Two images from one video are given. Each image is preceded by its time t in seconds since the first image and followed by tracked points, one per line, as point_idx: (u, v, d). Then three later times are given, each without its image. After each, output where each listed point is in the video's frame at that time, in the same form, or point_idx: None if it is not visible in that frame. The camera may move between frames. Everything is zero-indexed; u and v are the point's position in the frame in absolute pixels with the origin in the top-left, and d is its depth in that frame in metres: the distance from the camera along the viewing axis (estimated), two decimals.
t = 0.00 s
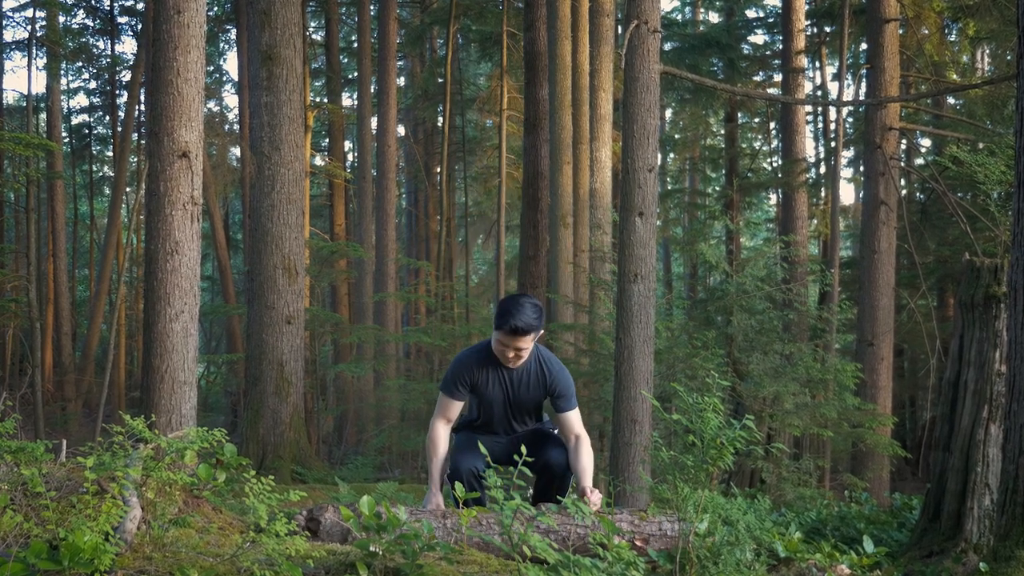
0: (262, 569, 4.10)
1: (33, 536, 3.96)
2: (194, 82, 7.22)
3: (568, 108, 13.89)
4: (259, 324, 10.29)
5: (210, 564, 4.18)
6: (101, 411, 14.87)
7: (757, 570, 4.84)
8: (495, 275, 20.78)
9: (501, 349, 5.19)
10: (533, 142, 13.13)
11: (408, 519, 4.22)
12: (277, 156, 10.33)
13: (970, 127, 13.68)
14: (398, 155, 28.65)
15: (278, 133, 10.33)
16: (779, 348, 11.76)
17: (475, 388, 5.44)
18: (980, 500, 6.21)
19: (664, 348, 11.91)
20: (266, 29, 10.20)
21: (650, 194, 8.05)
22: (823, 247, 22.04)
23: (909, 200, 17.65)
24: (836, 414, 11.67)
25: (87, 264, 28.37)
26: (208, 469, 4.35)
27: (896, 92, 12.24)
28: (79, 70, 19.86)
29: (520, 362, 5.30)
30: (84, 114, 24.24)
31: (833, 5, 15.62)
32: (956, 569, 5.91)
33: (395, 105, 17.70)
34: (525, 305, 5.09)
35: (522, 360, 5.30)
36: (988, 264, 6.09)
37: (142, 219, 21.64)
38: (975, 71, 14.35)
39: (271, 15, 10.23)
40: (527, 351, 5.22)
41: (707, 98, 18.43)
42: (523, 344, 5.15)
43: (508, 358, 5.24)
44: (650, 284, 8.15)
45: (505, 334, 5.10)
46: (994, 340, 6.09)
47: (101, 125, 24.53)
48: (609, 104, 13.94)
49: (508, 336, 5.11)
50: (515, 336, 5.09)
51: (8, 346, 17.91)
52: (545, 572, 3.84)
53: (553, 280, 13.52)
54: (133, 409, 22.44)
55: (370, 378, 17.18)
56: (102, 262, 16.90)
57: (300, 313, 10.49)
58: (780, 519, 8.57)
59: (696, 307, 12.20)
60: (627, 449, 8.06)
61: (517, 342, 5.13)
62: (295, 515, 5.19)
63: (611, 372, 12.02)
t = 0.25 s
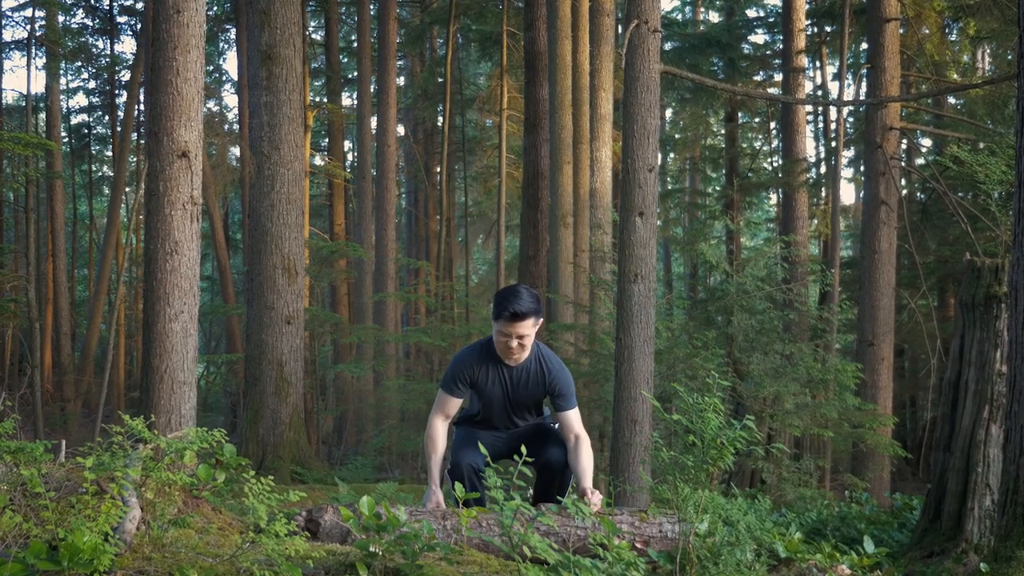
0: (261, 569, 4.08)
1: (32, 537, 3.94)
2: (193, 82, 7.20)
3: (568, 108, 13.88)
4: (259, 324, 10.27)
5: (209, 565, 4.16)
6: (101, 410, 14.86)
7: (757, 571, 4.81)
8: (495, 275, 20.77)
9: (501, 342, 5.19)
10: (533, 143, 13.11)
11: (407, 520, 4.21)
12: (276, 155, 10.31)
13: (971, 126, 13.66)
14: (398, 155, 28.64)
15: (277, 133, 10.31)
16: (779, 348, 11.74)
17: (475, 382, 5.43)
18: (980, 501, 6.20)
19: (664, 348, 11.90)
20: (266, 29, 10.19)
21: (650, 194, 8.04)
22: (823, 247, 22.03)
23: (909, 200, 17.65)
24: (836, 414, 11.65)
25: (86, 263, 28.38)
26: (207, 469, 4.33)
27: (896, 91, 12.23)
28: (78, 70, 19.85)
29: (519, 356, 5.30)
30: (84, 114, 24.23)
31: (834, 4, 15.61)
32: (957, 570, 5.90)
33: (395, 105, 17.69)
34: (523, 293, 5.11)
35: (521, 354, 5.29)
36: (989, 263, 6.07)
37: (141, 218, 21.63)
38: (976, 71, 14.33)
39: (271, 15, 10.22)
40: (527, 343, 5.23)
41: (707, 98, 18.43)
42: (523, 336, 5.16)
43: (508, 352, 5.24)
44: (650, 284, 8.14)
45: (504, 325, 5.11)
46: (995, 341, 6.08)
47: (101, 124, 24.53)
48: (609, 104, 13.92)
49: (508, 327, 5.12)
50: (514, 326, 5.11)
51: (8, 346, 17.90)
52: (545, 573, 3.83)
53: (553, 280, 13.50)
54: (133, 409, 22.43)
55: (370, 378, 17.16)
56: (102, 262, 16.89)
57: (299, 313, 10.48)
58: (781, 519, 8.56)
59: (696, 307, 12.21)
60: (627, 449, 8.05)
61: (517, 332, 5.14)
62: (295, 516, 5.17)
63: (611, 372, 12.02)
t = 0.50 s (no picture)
0: (261, 570, 4.07)
1: (32, 537, 3.93)
2: (193, 82, 7.18)
3: (568, 107, 13.87)
4: (259, 324, 10.25)
5: (209, 565, 4.15)
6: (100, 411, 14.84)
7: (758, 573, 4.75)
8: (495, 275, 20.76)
9: (498, 334, 5.15)
10: (533, 142, 13.07)
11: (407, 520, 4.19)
12: (276, 155, 10.29)
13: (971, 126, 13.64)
14: (398, 155, 28.63)
15: (277, 133, 10.30)
16: (780, 348, 11.72)
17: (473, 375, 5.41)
18: (980, 501, 6.19)
19: (664, 348, 11.89)
20: (266, 29, 10.18)
21: (650, 194, 8.01)
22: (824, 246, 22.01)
23: (910, 200, 17.63)
24: (837, 414, 11.63)
25: (86, 263, 28.37)
26: (207, 470, 4.31)
27: (897, 91, 12.21)
28: (77, 69, 19.82)
29: (517, 349, 5.25)
30: (83, 113, 24.21)
31: (835, 3, 15.59)
32: (958, 570, 5.89)
33: (395, 105, 17.67)
34: (519, 284, 5.06)
35: (519, 347, 5.24)
36: (989, 263, 6.05)
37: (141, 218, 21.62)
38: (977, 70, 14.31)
39: (270, 14, 10.20)
40: (525, 336, 5.18)
41: (707, 98, 18.42)
42: (520, 328, 5.12)
43: (505, 345, 5.19)
44: (650, 284, 8.12)
45: (501, 317, 5.07)
46: (995, 341, 6.07)
47: (100, 124, 24.52)
48: (609, 104, 13.90)
49: (505, 319, 5.08)
50: (511, 318, 5.07)
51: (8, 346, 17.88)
52: (545, 573, 3.81)
53: (553, 280, 13.49)
54: (132, 409, 22.42)
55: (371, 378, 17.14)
56: (101, 261, 16.88)
57: (299, 313, 10.46)
58: (782, 519, 8.54)
59: (697, 307, 12.21)
60: (627, 449, 8.04)
61: (514, 325, 5.10)
62: (295, 513, 5.18)
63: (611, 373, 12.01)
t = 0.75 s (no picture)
0: (261, 570, 4.06)
1: (31, 538, 3.91)
2: (192, 82, 7.17)
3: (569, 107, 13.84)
4: (259, 324, 10.24)
5: (208, 566, 4.13)
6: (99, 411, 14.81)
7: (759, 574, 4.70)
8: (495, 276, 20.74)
9: (495, 318, 5.25)
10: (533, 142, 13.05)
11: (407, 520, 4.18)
12: (276, 155, 10.27)
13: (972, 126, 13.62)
14: (398, 155, 28.60)
15: (277, 133, 10.28)
16: (780, 348, 11.70)
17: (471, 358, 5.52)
18: (981, 501, 6.18)
19: (665, 348, 11.89)
20: (265, 29, 10.16)
21: (651, 193, 7.98)
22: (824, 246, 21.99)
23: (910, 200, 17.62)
24: (838, 415, 11.60)
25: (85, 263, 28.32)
26: (207, 470, 4.30)
27: (898, 91, 12.20)
28: (77, 69, 19.77)
29: (515, 333, 5.34)
30: (83, 113, 24.18)
31: (835, 3, 15.58)
32: (958, 570, 5.88)
33: (394, 105, 17.65)
34: (514, 266, 5.18)
35: (517, 331, 5.33)
36: (991, 263, 6.05)
37: (140, 218, 21.59)
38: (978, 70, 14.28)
39: (270, 14, 10.18)
40: (521, 320, 5.27)
41: (708, 97, 18.40)
42: (516, 311, 5.22)
43: (504, 329, 5.28)
44: (651, 284, 8.11)
45: (499, 299, 5.18)
46: (996, 341, 6.05)
47: (100, 124, 24.50)
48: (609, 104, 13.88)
49: (502, 302, 5.18)
50: (508, 300, 5.18)
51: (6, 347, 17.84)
52: (545, 574, 3.79)
53: (553, 280, 13.47)
54: (132, 409, 22.38)
55: (370, 378, 17.12)
56: (100, 261, 16.84)
57: (299, 313, 10.44)
58: (783, 519, 8.53)
59: (697, 307, 12.20)
60: (628, 450, 8.03)
61: (512, 306, 5.20)
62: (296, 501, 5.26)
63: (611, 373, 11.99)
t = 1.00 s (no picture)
0: (260, 570, 4.07)
1: (30, 538, 3.90)
2: (192, 81, 7.15)
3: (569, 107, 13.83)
4: (258, 324, 10.23)
5: (208, 566, 4.13)
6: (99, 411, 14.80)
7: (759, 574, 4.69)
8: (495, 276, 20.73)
9: (495, 300, 5.14)
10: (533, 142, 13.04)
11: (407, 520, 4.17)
12: (275, 155, 10.26)
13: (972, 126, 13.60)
14: (398, 155, 28.58)
15: (276, 132, 10.27)
16: (781, 348, 11.68)
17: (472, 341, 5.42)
18: (982, 501, 6.17)
19: (665, 348, 11.88)
20: (265, 28, 10.15)
21: (651, 193, 7.96)
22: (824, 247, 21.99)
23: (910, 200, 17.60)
24: (839, 414, 11.59)
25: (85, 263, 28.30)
26: (206, 470, 4.29)
27: (898, 90, 12.18)
28: (76, 68, 19.75)
29: (516, 316, 5.23)
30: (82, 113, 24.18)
31: (835, 3, 15.57)
32: (959, 571, 5.87)
33: (394, 105, 17.64)
34: (514, 248, 5.08)
35: (518, 314, 5.23)
36: (991, 264, 6.03)
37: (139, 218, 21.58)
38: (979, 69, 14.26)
39: (270, 14, 10.17)
40: (522, 303, 5.17)
41: (708, 97, 18.40)
42: (517, 293, 5.11)
43: (504, 312, 5.18)
44: (651, 284, 8.09)
45: (499, 281, 5.07)
46: (997, 341, 6.04)
47: (99, 123, 24.50)
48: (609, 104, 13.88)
49: (503, 284, 5.08)
50: (508, 282, 5.07)
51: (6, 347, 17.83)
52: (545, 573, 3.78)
53: (553, 280, 13.46)
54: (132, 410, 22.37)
55: (370, 378, 17.10)
56: (99, 261, 16.82)
57: (298, 313, 10.43)
58: (783, 519, 8.52)
59: (697, 307, 12.19)
60: (628, 450, 8.03)
61: (512, 289, 5.10)
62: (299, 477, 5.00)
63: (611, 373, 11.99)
